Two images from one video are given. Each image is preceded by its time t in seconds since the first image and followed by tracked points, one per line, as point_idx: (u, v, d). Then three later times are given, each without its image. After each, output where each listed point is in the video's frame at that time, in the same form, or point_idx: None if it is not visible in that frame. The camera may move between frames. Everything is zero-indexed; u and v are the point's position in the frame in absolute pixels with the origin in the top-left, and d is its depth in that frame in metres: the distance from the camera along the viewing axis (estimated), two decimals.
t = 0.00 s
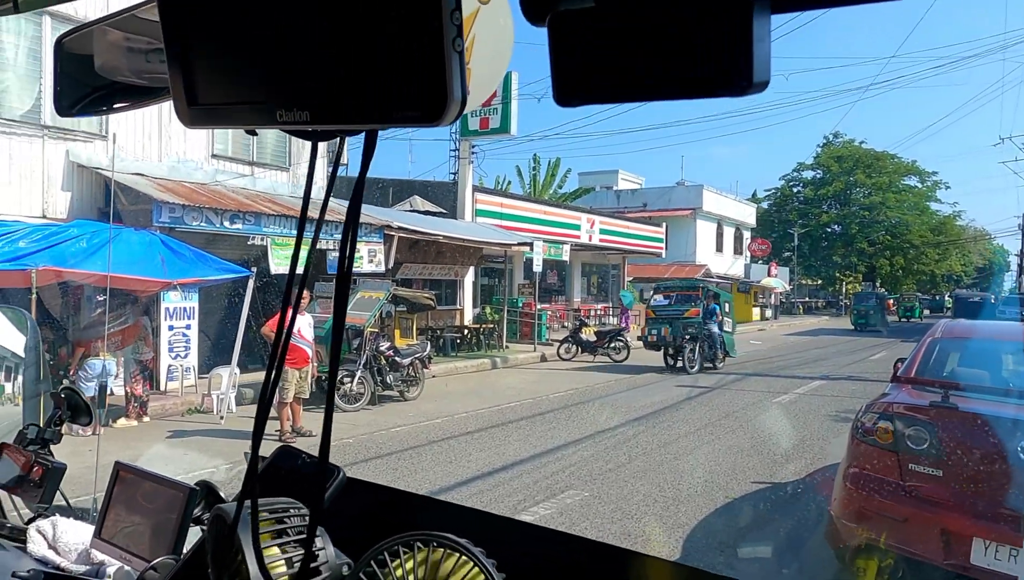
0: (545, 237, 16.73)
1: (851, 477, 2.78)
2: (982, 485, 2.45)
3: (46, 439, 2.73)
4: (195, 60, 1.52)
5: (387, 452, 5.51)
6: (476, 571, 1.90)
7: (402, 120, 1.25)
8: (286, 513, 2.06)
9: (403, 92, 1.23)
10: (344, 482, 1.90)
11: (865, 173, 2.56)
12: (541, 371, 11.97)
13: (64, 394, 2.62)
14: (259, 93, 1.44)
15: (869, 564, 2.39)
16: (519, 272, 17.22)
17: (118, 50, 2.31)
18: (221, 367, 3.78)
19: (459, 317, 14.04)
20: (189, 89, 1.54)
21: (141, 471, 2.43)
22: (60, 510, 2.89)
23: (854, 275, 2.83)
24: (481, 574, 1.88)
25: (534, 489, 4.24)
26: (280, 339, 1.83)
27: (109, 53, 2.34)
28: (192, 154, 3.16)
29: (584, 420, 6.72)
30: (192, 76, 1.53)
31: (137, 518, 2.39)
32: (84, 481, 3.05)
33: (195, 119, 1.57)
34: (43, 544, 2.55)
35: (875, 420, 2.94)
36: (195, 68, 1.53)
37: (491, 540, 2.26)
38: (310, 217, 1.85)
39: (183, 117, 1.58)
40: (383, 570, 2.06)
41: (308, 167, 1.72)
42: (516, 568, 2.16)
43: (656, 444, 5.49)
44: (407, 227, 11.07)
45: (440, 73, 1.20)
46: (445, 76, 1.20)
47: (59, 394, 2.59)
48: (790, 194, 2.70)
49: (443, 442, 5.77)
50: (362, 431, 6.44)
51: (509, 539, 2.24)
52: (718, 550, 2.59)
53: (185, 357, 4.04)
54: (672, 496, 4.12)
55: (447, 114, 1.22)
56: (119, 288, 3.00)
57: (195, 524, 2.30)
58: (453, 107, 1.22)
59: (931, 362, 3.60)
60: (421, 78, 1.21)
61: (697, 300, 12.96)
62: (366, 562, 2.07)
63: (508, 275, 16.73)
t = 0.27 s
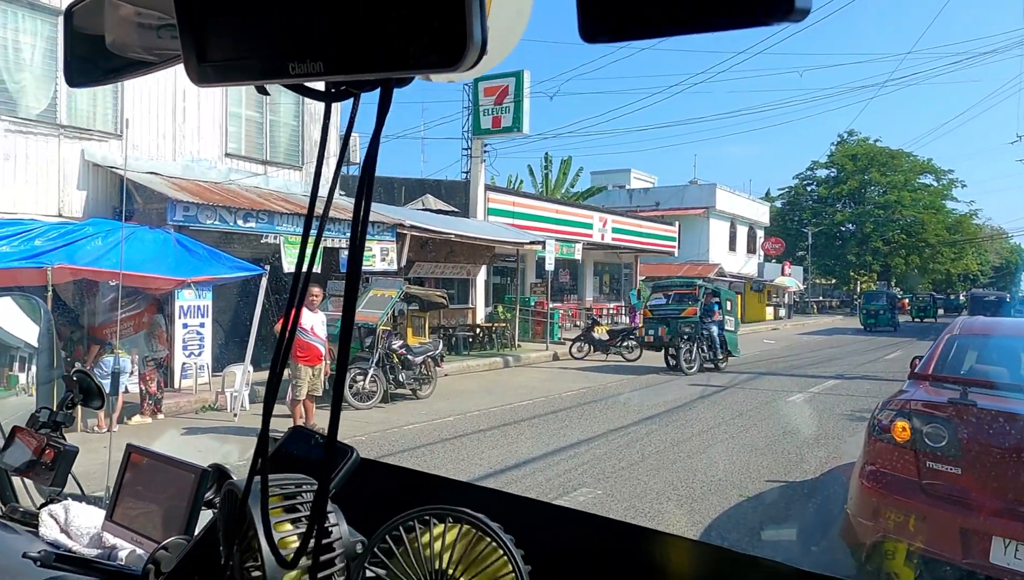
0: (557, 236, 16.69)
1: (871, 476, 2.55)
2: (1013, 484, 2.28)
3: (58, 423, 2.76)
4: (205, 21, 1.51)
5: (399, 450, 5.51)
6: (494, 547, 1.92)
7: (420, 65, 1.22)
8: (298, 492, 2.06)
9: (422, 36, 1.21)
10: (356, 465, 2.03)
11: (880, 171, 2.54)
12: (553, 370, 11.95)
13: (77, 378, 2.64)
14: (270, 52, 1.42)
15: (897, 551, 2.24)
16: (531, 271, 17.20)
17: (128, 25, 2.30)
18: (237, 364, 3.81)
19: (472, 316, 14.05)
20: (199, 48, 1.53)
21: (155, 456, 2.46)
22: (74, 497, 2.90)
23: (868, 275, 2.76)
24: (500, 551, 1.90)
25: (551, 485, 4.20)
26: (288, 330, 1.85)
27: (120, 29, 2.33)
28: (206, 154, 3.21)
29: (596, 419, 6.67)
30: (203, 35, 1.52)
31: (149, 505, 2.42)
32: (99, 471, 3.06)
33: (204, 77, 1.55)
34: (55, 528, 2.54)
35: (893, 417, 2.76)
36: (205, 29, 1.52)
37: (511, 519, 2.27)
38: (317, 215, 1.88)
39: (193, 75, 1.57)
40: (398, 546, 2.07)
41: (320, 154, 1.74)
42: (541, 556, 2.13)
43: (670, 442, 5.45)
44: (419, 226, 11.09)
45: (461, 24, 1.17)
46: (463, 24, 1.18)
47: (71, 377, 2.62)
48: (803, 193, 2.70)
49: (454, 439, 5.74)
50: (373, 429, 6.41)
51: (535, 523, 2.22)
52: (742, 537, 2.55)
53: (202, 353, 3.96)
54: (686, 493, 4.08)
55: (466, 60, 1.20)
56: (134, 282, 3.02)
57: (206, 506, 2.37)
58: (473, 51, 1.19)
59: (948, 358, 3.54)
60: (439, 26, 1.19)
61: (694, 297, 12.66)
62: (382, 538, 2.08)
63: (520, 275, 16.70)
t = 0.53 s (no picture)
0: (568, 235, 16.67)
1: (883, 474, 2.46)
2: None
3: (67, 418, 2.79)
4: (208, 14, 1.55)
5: (410, 449, 5.51)
6: (501, 541, 1.93)
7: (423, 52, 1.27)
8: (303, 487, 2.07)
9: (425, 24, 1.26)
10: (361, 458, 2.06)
11: (893, 170, 2.50)
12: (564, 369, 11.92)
13: (85, 373, 2.69)
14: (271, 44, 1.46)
15: (909, 548, 2.20)
16: (542, 271, 17.20)
17: (135, 20, 2.32)
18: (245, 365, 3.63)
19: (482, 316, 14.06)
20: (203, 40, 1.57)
21: (163, 450, 2.49)
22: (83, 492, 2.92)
23: (881, 273, 2.74)
24: (505, 542, 1.91)
25: (561, 484, 4.19)
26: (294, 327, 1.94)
27: (127, 22, 2.35)
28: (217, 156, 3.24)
29: (607, 418, 6.65)
30: (205, 26, 1.56)
31: (156, 499, 2.44)
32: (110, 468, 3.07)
33: (207, 66, 1.59)
34: (65, 523, 2.56)
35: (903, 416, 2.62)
36: (209, 22, 1.56)
37: (517, 514, 2.29)
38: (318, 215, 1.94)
39: (196, 64, 1.60)
40: (402, 541, 2.09)
41: (325, 143, 1.79)
42: (549, 552, 2.17)
43: (681, 442, 5.42)
44: (430, 226, 11.09)
45: (462, 19, 1.23)
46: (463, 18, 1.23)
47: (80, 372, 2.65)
48: (815, 192, 2.65)
49: (464, 439, 5.74)
50: (383, 428, 6.42)
51: (544, 520, 2.23)
52: (753, 533, 2.52)
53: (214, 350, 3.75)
54: (696, 493, 4.06)
55: (468, 44, 1.26)
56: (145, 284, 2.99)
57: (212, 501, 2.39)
58: (474, 35, 1.25)
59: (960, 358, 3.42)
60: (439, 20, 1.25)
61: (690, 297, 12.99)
62: (387, 532, 2.10)
63: (531, 274, 16.70)
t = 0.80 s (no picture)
0: (577, 237, 16.66)
1: (897, 477, 2.41)
2: None
3: (80, 418, 2.80)
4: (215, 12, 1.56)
5: (421, 451, 5.53)
6: (515, 541, 1.93)
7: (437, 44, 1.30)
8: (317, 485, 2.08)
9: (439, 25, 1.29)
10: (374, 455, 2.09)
11: (905, 170, 2.49)
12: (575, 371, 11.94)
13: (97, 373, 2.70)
14: (283, 42, 1.47)
15: (928, 551, 2.22)
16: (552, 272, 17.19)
17: (148, 19, 2.32)
18: (255, 366, 3.63)
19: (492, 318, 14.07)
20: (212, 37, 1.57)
21: (174, 451, 2.50)
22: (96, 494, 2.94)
23: (894, 274, 2.73)
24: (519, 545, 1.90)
25: (572, 486, 4.19)
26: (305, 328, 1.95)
27: (140, 22, 2.36)
28: (228, 158, 3.36)
29: (618, 420, 6.64)
30: (215, 24, 1.56)
31: (168, 500, 2.46)
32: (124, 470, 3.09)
33: (218, 64, 1.60)
34: (78, 523, 2.57)
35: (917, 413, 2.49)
36: (218, 20, 1.56)
37: (528, 514, 2.29)
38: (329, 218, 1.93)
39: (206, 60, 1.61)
40: (417, 538, 2.08)
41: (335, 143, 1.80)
42: (565, 553, 2.16)
43: (692, 443, 5.41)
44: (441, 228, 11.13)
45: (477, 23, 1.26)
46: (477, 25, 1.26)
47: (93, 373, 2.67)
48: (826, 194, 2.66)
49: (474, 440, 5.74)
50: (394, 430, 6.44)
51: (556, 519, 2.23)
52: (769, 534, 2.50)
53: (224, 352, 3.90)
54: (708, 495, 4.04)
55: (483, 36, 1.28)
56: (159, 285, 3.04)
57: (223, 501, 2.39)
58: (488, 26, 1.27)
59: (978, 357, 3.30)
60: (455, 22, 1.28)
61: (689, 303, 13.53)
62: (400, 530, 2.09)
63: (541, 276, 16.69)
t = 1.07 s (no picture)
0: (585, 239, 16.66)
1: (907, 482, 2.40)
2: None
3: (89, 423, 2.83)
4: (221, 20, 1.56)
5: (429, 454, 5.52)
6: (519, 549, 1.93)
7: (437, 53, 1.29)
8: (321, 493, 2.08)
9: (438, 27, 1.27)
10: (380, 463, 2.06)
11: (915, 170, 2.47)
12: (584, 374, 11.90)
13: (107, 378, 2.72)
14: (284, 47, 1.47)
15: (936, 559, 2.18)
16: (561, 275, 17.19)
17: (154, 27, 2.36)
18: (265, 370, 3.82)
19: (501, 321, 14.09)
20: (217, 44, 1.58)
21: (183, 456, 2.49)
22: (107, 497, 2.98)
23: (904, 277, 2.71)
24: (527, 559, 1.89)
25: (580, 489, 4.18)
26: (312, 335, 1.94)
27: (146, 30, 2.39)
28: (239, 160, 3.27)
29: (626, 423, 6.63)
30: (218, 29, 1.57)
31: (177, 505, 2.46)
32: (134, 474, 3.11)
33: (222, 72, 1.61)
34: (86, 527, 2.55)
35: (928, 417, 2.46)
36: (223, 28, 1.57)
37: (532, 521, 2.29)
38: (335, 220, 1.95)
39: (210, 70, 1.62)
40: (421, 546, 2.10)
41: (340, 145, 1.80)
42: (567, 561, 2.15)
43: (700, 446, 5.40)
44: (449, 230, 11.13)
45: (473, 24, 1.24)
46: (475, 29, 1.24)
47: (100, 377, 2.68)
48: (837, 194, 2.64)
49: (482, 443, 5.75)
50: (402, 433, 6.45)
51: (559, 527, 2.23)
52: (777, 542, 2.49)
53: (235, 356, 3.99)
54: (717, 498, 4.03)
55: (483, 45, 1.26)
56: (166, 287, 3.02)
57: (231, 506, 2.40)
58: (489, 35, 1.25)
59: (988, 362, 3.27)
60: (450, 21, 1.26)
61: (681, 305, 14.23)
62: (405, 537, 2.12)
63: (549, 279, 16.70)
